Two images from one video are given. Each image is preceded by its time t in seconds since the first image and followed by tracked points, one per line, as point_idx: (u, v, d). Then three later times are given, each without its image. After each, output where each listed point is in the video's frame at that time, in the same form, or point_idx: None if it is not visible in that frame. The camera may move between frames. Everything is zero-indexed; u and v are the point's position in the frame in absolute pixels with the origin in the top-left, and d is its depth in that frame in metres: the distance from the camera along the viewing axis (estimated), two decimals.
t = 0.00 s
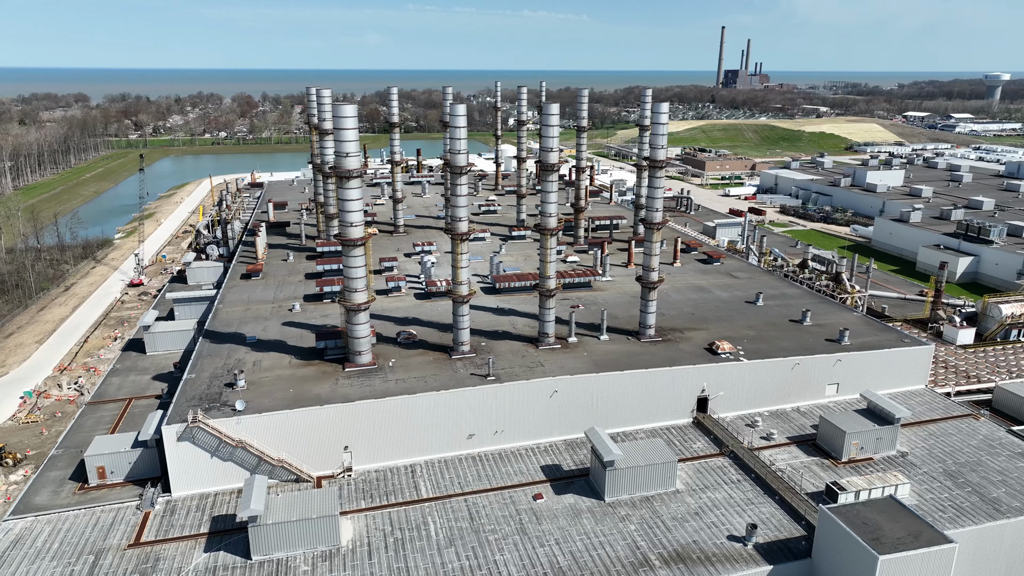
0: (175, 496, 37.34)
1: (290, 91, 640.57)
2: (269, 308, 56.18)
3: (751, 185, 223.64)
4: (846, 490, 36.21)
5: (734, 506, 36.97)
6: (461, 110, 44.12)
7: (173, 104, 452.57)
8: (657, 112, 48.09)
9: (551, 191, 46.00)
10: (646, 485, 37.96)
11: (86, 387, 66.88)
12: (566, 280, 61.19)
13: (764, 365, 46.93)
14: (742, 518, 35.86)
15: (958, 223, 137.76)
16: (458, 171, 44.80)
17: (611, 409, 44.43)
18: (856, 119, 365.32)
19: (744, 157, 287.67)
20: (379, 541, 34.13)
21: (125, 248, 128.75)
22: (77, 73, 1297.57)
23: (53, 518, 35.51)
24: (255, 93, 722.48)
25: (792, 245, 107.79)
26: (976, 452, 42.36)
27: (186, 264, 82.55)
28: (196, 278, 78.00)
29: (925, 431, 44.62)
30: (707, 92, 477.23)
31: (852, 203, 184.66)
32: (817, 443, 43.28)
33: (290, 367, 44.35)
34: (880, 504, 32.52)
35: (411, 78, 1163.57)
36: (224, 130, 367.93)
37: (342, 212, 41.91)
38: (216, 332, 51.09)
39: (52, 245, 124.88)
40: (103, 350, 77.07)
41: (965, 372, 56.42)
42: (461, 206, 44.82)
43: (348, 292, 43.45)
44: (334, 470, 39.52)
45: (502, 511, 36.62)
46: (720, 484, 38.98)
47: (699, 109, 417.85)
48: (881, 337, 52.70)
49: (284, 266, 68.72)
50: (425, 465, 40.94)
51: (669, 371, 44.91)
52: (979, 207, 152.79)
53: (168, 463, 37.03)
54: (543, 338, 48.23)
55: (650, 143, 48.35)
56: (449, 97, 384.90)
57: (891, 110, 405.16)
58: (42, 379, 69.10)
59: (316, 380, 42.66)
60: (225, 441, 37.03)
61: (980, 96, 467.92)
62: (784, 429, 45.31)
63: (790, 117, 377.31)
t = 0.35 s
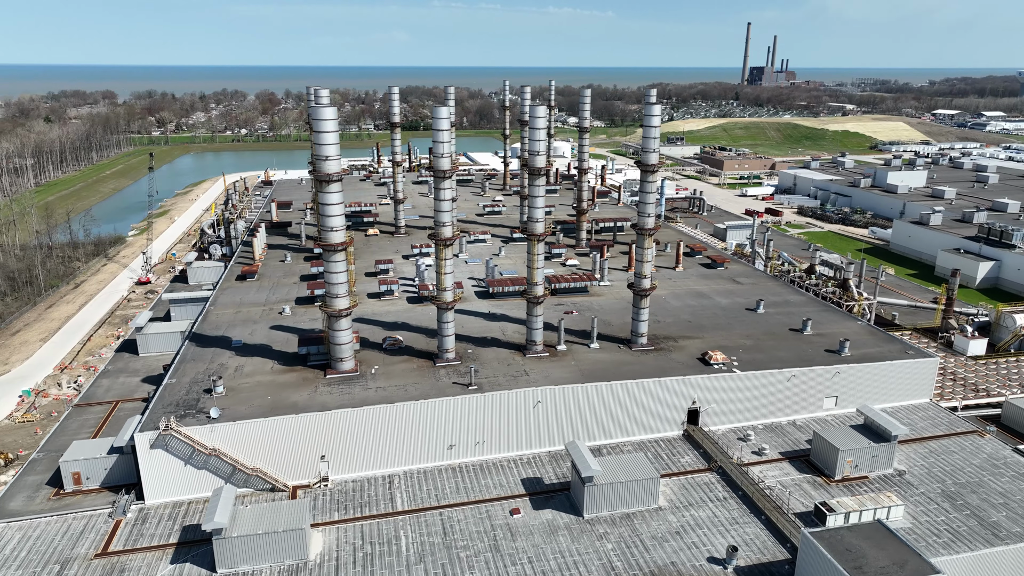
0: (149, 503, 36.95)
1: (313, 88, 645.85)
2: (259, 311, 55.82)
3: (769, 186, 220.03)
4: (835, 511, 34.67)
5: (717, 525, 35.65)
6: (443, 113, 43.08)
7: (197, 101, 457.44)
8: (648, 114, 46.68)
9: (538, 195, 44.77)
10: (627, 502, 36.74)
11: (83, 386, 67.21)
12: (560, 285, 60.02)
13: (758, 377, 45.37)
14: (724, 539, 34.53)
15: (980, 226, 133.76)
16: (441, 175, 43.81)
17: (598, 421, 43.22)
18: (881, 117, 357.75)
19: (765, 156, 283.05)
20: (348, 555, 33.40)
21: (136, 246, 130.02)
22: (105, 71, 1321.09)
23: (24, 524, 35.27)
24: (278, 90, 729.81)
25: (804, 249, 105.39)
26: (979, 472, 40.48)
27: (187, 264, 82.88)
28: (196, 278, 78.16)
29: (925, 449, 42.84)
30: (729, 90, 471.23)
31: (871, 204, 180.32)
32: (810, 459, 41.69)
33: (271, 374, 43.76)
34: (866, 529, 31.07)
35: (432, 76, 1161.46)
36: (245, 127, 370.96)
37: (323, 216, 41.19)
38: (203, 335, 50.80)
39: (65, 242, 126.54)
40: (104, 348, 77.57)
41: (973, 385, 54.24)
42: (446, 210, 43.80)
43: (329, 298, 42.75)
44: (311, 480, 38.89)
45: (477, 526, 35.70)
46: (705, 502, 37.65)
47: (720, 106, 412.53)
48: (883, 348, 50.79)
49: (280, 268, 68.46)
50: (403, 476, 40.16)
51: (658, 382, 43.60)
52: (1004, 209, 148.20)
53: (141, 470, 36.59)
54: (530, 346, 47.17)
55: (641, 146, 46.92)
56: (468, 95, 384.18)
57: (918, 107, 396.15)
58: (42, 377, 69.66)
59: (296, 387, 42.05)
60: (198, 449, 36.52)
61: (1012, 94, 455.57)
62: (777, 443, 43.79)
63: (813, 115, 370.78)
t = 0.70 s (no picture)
0: (121, 510, 36.65)
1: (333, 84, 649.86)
2: (249, 313, 55.54)
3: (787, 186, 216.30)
4: (819, 533, 33.31)
5: (696, 545, 34.42)
6: (424, 115, 42.19)
7: (220, 97, 461.83)
8: (638, 116, 45.40)
9: (522, 199, 43.59)
10: (604, 518, 35.63)
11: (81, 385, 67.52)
12: (553, 290, 58.98)
13: (750, 388, 43.90)
14: (702, 560, 33.31)
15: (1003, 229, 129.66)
16: (423, 178, 42.79)
17: (582, 431, 42.12)
18: (906, 115, 349.97)
19: (785, 155, 278.32)
20: (314, 568, 32.75)
21: (147, 244, 131.52)
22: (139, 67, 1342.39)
23: None
24: (299, 86, 735.64)
25: (816, 253, 102.96)
26: (977, 493, 38.70)
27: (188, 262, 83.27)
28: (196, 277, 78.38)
29: (922, 467, 41.11)
30: (754, 87, 464.13)
31: (890, 206, 176.13)
32: (800, 476, 40.21)
33: (251, 379, 43.30)
34: (846, 555, 29.66)
35: (459, 72, 1160.99)
36: (265, 123, 373.34)
37: (301, 219, 40.53)
38: (190, 337, 50.57)
39: (78, 238, 128.35)
40: (105, 346, 78.10)
41: (979, 399, 52.16)
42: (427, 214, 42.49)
43: (309, 302, 42.12)
44: (285, 488, 38.35)
45: (448, 540, 34.85)
46: (686, 519, 36.44)
47: (743, 104, 406.62)
48: (884, 359, 48.93)
49: (276, 268, 68.25)
50: (380, 486, 39.44)
51: (644, 392, 42.36)
52: None
53: (112, 477, 36.26)
54: (516, 354, 46.18)
55: (630, 149, 45.63)
56: (488, 92, 383.11)
57: (946, 105, 386.77)
58: (41, 375, 70.47)
59: (274, 393, 41.52)
60: (169, 456, 36.11)
61: None
62: (767, 458, 42.40)
63: (837, 113, 364.05)
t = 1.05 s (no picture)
0: (91, 516, 36.43)
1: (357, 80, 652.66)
2: (237, 315, 55.34)
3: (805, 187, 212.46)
4: (799, 557, 32.06)
5: (671, 565, 33.32)
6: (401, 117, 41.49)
7: (242, 94, 466.17)
8: (624, 118, 44.18)
9: (504, 204, 42.52)
10: (577, 535, 34.66)
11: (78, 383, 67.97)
12: (546, 294, 57.99)
13: (738, 401, 42.50)
14: None
15: None
16: (402, 181, 42.05)
17: (562, 443, 41.08)
18: (933, 114, 341.62)
19: (806, 155, 273.48)
20: None
21: (158, 241, 132.85)
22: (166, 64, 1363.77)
23: None
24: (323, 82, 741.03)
25: (827, 257, 100.54)
26: (972, 515, 37.04)
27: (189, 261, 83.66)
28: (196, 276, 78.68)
29: (915, 486, 39.53)
30: (778, 85, 456.64)
31: (910, 208, 171.92)
32: (786, 493, 38.86)
33: (229, 384, 42.93)
34: None
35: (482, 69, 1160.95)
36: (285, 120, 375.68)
37: (278, 224, 39.96)
38: (175, 340, 50.44)
39: (91, 235, 129.92)
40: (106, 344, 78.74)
41: (983, 414, 50.20)
42: (407, 219, 41.86)
43: (287, 307, 41.60)
44: (258, 496, 37.90)
45: (416, 554, 34.08)
46: (663, 537, 35.33)
47: (767, 102, 400.14)
48: (882, 372, 47.18)
49: (271, 269, 68.11)
50: (354, 494, 38.84)
51: (626, 404, 41.21)
52: None
53: (83, 482, 35.99)
54: (498, 362, 45.30)
55: (617, 153, 44.41)
56: (507, 90, 381.90)
57: (976, 104, 376.68)
58: (39, 371, 71.28)
59: (250, 399, 41.09)
60: (139, 462, 35.78)
61: None
62: (754, 474, 41.05)
63: (861, 112, 356.64)
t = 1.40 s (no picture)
0: (61, 521, 36.29)
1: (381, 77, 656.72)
2: (225, 317, 55.19)
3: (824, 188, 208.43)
4: None
5: None
6: (377, 121, 40.96)
7: (265, 91, 470.34)
8: (607, 123, 42.89)
9: (484, 210, 41.59)
10: (547, 553, 33.67)
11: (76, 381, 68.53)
12: (536, 300, 56.99)
13: (722, 416, 41.15)
14: None
15: None
16: (379, 187, 41.32)
17: (539, 455, 40.08)
18: (961, 113, 333.20)
19: (827, 154, 268.30)
20: None
21: (169, 238, 134.06)
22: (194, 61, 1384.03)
23: None
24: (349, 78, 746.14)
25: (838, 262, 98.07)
26: (963, 539, 35.42)
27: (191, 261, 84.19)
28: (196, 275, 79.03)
29: (906, 508, 37.96)
30: (804, 83, 448.90)
31: (930, 210, 167.68)
32: (769, 513, 37.54)
33: (206, 389, 42.60)
34: None
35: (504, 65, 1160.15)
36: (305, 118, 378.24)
37: (254, 229, 39.52)
38: (160, 343, 50.35)
39: (103, 232, 131.51)
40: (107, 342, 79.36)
41: (986, 431, 48.33)
42: (384, 225, 41.20)
43: (263, 314, 41.12)
44: (228, 504, 37.48)
45: (380, 569, 33.39)
46: (636, 556, 34.24)
47: (791, 100, 393.79)
48: (878, 386, 45.47)
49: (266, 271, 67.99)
50: (325, 505, 38.30)
51: (606, 416, 40.07)
52: None
53: (52, 488, 35.81)
54: (479, 370, 44.44)
55: (600, 158, 43.18)
56: (526, 87, 380.56)
57: (1007, 103, 366.36)
58: (38, 369, 72.07)
59: (225, 405, 40.71)
60: (107, 469, 35.51)
61: None
62: (738, 491, 39.72)
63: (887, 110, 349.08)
